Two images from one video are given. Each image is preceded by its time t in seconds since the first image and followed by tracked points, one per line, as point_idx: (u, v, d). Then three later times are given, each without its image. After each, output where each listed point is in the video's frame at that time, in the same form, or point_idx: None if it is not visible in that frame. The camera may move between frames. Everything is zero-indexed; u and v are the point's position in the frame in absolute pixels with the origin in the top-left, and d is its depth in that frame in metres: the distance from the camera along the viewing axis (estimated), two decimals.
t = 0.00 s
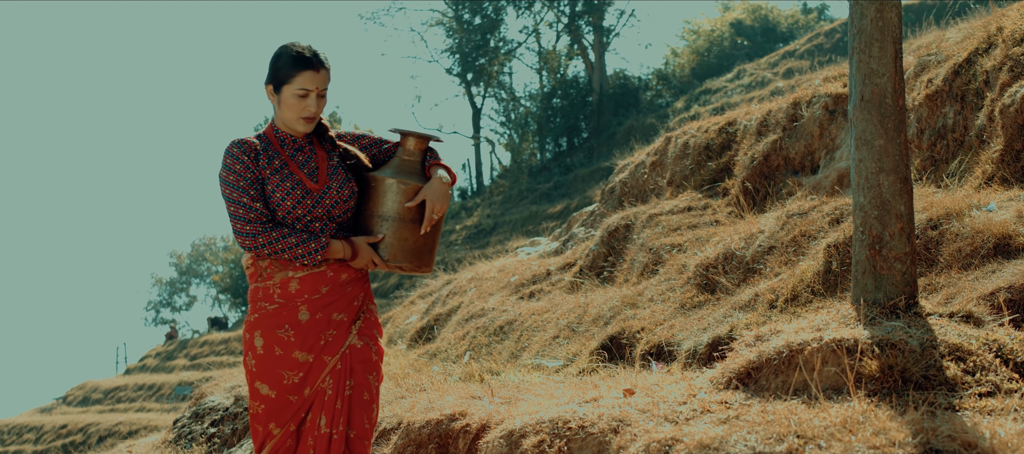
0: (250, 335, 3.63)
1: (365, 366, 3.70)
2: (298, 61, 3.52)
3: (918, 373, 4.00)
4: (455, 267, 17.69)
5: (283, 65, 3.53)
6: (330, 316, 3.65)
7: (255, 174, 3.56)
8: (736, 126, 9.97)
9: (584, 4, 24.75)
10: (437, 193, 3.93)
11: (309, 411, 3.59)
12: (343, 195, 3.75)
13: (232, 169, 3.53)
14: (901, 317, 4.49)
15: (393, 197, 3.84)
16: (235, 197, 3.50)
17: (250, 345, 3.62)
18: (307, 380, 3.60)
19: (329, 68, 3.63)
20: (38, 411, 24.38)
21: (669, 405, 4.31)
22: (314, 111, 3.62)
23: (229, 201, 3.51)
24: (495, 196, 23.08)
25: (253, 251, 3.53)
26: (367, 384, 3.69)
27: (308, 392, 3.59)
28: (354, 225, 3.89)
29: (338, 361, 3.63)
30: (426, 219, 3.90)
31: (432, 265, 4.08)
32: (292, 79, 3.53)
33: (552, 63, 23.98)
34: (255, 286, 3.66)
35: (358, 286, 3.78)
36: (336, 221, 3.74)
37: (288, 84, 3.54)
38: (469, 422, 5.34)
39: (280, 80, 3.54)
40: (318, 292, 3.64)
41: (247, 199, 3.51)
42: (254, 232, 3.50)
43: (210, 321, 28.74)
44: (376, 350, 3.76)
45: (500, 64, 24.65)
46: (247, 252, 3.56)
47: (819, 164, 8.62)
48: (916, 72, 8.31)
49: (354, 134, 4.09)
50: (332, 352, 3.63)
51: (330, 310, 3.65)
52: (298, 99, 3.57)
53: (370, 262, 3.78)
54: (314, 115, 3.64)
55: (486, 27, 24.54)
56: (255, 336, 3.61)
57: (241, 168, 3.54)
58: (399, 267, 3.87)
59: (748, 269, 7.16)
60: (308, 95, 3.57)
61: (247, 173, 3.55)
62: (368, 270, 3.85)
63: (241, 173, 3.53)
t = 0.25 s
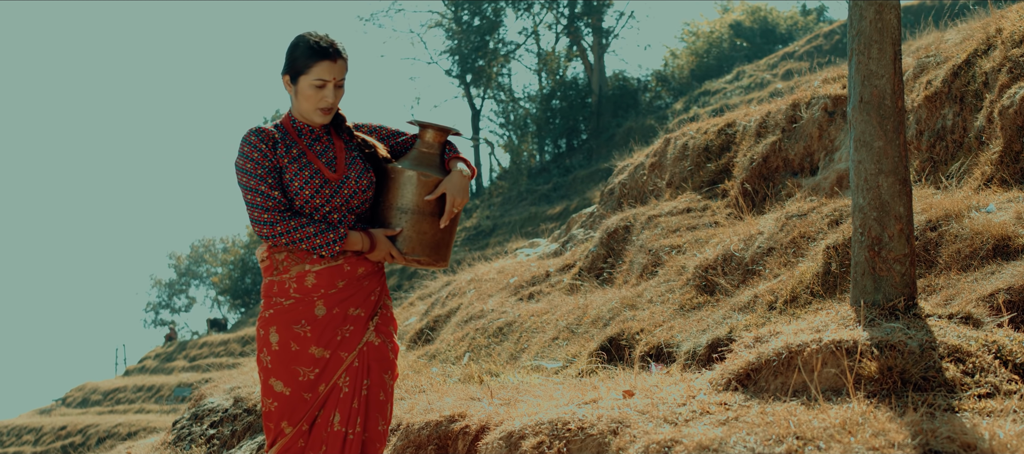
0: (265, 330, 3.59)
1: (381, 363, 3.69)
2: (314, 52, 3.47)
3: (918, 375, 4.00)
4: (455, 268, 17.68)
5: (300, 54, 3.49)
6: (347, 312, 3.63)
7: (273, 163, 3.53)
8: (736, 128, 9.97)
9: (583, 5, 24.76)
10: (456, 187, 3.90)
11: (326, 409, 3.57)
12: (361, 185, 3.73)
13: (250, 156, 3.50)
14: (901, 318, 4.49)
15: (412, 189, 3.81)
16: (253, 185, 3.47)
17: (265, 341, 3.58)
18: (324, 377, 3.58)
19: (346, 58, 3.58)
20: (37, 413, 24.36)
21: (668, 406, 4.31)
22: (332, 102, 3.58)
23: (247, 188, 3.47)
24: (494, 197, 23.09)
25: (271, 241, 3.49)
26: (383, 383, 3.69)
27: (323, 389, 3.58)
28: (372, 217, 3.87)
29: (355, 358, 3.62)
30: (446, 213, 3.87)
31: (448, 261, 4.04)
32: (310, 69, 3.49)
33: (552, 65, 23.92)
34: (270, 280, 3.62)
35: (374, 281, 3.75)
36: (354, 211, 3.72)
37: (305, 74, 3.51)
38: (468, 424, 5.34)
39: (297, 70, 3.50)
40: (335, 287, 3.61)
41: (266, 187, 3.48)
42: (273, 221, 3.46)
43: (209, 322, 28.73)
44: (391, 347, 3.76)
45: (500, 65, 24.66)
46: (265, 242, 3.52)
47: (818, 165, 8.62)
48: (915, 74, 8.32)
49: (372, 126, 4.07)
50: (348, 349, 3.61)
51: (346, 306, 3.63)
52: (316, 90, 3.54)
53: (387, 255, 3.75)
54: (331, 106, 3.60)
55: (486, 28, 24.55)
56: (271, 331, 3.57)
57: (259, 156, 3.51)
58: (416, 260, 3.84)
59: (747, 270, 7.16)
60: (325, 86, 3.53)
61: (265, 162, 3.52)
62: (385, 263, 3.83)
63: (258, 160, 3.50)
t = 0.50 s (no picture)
0: (277, 326, 3.48)
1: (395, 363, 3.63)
2: (330, 44, 3.40)
3: (917, 376, 4.00)
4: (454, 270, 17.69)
5: (316, 47, 3.41)
6: (361, 308, 3.55)
7: (289, 153, 3.45)
8: (735, 129, 9.97)
9: (582, 7, 24.77)
10: (473, 185, 3.82)
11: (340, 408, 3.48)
12: (377, 180, 3.64)
13: (266, 146, 3.42)
14: (899, 320, 4.50)
15: (428, 185, 3.72)
16: (267, 175, 3.38)
17: (277, 337, 3.47)
18: (338, 374, 3.48)
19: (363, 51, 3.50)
20: (36, 414, 24.34)
21: (667, 408, 4.31)
22: (348, 96, 3.50)
23: (261, 178, 3.38)
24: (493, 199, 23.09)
25: (284, 232, 3.40)
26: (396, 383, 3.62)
27: (338, 387, 3.49)
28: (386, 213, 3.78)
29: (369, 355, 3.55)
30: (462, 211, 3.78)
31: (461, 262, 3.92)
32: (326, 63, 3.41)
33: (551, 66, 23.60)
34: (282, 274, 3.51)
35: (388, 277, 3.66)
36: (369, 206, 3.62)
37: (321, 68, 3.42)
38: (467, 425, 5.33)
39: (313, 63, 3.42)
40: (349, 282, 3.51)
41: (281, 177, 3.39)
42: (287, 212, 3.37)
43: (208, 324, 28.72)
44: (405, 346, 3.69)
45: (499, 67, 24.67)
46: (278, 234, 3.42)
47: (818, 167, 8.62)
48: (914, 75, 8.32)
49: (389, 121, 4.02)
50: (363, 346, 3.54)
51: (361, 302, 3.54)
52: (332, 83, 3.46)
53: (401, 252, 3.65)
54: (348, 100, 3.52)
55: (485, 30, 24.54)
56: (283, 327, 3.46)
57: (274, 146, 3.43)
58: (429, 259, 3.74)
59: (747, 272, 7.15)
60: (342, 80, 3.45)
61: (281, 152, 3.43)
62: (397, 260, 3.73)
63: (274, 151, 3.42)
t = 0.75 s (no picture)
0: (290, 322, 3.45)
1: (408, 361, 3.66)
2: (343, 43, 3.38)
3: (915, 380, 4.01)
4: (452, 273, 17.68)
5: (329, 45, 3.39)
6: (375, 305, 3.56)
7: (300, 150, 3.45)
8: (733, 133, 9.97)
9: (581, 10, 24.82)
10: (484, 187, 3.82)
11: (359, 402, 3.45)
12: (388, 179, 3.65)
13: (278, 142, 3.42)
14: (897, 323, 4.50)
15: (439, 186, 3.73)
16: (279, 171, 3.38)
17: (292, 333, 3.43)
18: (357, 368, 3.46)
19: (376, 50, 3.49)
20: (34, 418, 24.29)
21: (665, 411, 4.31)
22: (360, 95, 3.50)
23: (273, 175, 3.39)
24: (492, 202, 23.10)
25: (295, 230, 3.39)
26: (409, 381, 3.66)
27: (357, 380, 3.46)
28: (396, 213, 3.79)
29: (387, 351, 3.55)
30: (472, 213, 3.79)
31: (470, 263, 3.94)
32: (338, 61, 3.40)
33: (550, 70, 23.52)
34: (292, 272, 3.50)
35: (399, 277, 3.69)
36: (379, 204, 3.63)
37: (334, 66, 3.41)
38: (465, 429, 5.33)
39: (325, 62, 3.41)
40: (362, 279, 3.52)
41: (293, 174, 3.39)
42: (298, 209, 3.37)
43: (206, 327, 28.69)
44: (415, 345, 3.74)
45: (497, 70, 24.69)
46: (289, 231, 3.42)
47: (816, 170, 8.63)
48: (912, 79, 8.34)
49: (401, 120, 4.04)
50: (380, 341, 3.54)
51: (375, 298, 3.56)
52: (344, 82, 3.45)
53: (411, 251, 3.66)
54: (360, 98, 3.52)
55: (483, 33, 24.56)
56: (297, 322, 3.44)
57: (286, 142, 3.43)
58: (438, 261, 3.76)
59: (745, 275, 7.16)
60: (354, 78, 3.44)
61: (292, 148, 3.44)
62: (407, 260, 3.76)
63: (286, 147, 3.42)
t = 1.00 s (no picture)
0: (301, 319, 3.43)
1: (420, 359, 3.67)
2: (352, 42, 3.38)
3: (913, 383, 4.01)
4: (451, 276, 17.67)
5: (338, 45, 3.39)
6: (387, 303, 3.56)
7: (312, 148, 3.45)
8: (731, 136, 9.98)
9: (578, 13, 24.85)
10: (494, 192, 3.82)
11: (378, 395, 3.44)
12: (399, 180, 3.64)
13: (290, 140, 3.42)
14: (896, 326, 4.50)
15: (448, 189, 3.73)
16: (290, 169, 3.38)
17: (305, 329, 3.41)
18: (374, 362, 3.45)
19: (386, 49, 3.48)
20: (32, 422, 24.25)
21: (664, 415, 4.31)
22: (370, 94, 3.49)
23: (284, 173, 3.39)
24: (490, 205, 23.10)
25: (306, 228, 3.39)
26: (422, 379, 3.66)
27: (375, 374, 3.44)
28: (405, 214, 3.78)
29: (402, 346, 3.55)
30: (482, 218, 3.80)
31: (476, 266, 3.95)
32: (347, 60, 3.40)
33: (547, 73, 23.72)
34: (302, 270, 3.49)
35: (407, 280, 3.67)
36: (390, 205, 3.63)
37: (343, 65, 3.41)
38: (464, 432, 5.32)
39: (334, 61, 3.41)
40: (372, 279, 3.51)
41: (304, 172, 3.39)
42: (310, 208, 3.37)
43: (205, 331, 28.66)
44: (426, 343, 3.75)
45: (495, 73, 24.73)
46: (301, 229, 3.42)
47: (814, 173, 8.64)
48: (910, 82, 8.35)
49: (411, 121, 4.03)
50: (395, 337, 3.54)
51: (386, 297, 3.55)
52: (353, 81, 3.45)
53: (420, 254, 3.67)
54: (370, 98, 3.51)
55: (481, 36, 24.59)
56: (309, 319, 3.42)
57: (298, 140, 3.43)
58: (445, 264, 3.77)
59: (743, 279, 7.16)
60: (363, 77, 3.43)
61: (304, 146, 3.43)
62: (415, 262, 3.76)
63: (298, 145, 3.42)
